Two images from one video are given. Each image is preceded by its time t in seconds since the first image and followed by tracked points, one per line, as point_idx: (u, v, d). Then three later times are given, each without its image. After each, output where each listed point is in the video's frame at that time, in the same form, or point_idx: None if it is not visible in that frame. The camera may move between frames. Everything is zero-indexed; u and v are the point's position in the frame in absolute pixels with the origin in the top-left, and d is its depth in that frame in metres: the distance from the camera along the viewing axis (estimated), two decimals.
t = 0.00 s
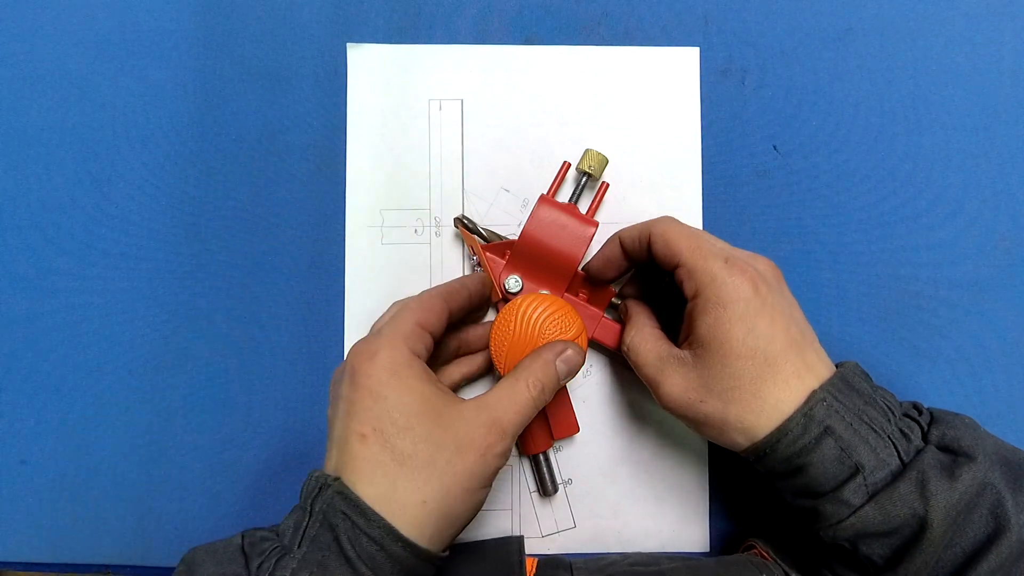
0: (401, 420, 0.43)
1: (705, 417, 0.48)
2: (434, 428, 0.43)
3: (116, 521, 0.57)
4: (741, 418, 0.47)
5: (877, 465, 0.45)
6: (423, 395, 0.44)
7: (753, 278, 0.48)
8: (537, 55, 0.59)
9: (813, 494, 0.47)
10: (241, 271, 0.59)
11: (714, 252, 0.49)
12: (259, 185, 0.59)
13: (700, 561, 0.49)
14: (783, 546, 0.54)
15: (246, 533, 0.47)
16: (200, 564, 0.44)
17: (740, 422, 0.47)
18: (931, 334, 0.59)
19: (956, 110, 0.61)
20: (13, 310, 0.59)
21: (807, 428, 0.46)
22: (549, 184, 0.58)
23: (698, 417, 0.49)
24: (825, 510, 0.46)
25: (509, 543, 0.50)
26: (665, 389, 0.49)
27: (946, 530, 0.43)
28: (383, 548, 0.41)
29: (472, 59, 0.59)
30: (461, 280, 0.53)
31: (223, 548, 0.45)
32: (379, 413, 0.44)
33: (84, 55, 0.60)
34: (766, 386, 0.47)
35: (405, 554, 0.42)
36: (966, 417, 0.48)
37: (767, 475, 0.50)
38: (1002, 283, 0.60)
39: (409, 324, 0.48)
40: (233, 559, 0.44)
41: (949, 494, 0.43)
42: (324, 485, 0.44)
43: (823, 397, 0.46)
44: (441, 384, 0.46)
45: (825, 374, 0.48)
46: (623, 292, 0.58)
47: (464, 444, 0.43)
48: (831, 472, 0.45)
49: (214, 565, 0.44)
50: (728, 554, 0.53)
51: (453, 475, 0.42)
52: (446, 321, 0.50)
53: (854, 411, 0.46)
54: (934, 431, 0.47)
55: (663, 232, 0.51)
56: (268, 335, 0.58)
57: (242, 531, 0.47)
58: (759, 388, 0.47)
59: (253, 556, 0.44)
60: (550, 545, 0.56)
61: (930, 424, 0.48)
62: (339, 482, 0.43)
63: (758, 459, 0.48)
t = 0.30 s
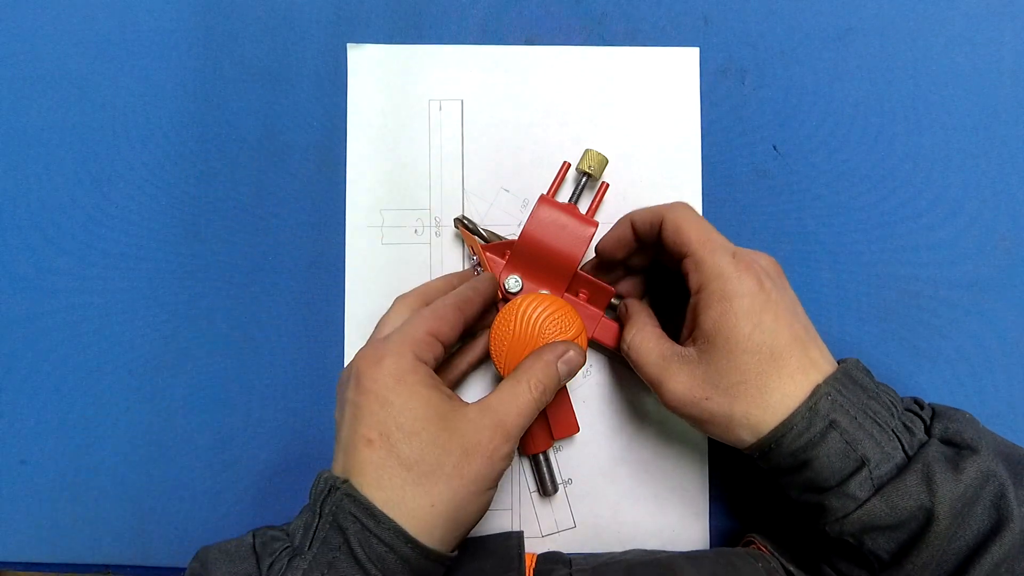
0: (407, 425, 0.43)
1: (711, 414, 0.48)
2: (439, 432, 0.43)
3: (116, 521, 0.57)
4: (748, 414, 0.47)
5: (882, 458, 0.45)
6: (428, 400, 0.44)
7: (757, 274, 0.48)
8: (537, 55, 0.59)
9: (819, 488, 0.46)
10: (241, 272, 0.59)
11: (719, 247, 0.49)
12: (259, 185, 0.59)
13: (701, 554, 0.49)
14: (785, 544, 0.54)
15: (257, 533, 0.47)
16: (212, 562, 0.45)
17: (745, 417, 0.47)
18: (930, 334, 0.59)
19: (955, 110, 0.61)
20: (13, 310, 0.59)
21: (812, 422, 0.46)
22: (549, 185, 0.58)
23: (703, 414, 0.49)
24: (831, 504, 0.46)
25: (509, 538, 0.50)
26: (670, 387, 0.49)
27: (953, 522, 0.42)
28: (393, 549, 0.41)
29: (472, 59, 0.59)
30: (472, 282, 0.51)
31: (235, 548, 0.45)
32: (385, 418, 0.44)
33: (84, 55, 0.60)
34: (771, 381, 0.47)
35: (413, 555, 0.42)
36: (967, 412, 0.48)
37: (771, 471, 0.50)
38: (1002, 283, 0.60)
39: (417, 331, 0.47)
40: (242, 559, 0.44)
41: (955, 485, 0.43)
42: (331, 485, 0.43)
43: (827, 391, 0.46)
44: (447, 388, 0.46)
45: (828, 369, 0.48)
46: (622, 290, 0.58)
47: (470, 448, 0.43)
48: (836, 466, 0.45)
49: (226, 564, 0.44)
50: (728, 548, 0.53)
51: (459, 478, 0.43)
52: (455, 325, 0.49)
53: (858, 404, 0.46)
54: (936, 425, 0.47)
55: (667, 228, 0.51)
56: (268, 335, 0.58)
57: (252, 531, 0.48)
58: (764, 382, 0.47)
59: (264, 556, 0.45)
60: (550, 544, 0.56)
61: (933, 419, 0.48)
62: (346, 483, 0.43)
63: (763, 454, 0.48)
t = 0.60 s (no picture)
0: (409, 426, 0.43)
1: (711, 412, 0.48)
2: (442, 433, 0.43)
3: (116, 521, 0.57)
4: (748, 412, 0.47)
5: (882, 457, 0.45)
6: (432, 401, 0.44)
7: (758, 273, 0.48)
8: (537, 55, 0.59)
9: (819, 487, 0.46)
10: (241, 272, 0.59)
11: (719, 246, 0.49)
12: (259, 185, 0.59)
13: (699, 553, 0.49)
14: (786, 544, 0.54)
15: (258, 530, 0.47)
16: (212, 561, 0.45)
17: (745, 415, 0.47)
18: (931, 334, 0.59)
19: (955, 110, 0.61)
20: (13, 310, 0.59)
21: (812, 420, 0.46)
22: (549, 185, 0.58)
23: (704, 412, 0.49)
24: (832, 503, 0.46)
25: (508, 537, 0.50)
26: (671, 385, 0.49)
27: (954, 521, 0.42)
28: (394, 549, 0.41)
29: (472, 59, 0.59)
30: (477, 283, 0.51)
31: (235, 546, 0.46)
32: (388, 418, 0.44)
33: (85, 55, 0.60)
34: (772, 379, 0.47)
35: (413, 555, 0.42)
36: (967, 411, 0.48)
37: (771, 470, 0.50)
38: (1002, 283, 0.60)
39: (422, 331, 0.47)
40: (244, 558, 0.45)
41: (955, 483, 0.42)
42: (332, 484, 0.44)
43: (828, 389, 0.46)
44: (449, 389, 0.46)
45: (829, 368, 0.48)
46: (622, 289, 0.57)
47: (472, 449, 0.43)
48: (837, 464, 0.45)
49: (226, 562, 0.45)
50: (726, 546, 0.53)
51: (461, 479, 0.42)
52: (459, 325, 0.49)
53: (858, 403, 0.47)
54: (936, 423, 0.47)
55: (666, 227, 0.51)
56: (268, 335, 0.58)
57: (253, 528, 0.48)
58: (765, 380, 0.47)
59: (264, 555, 0.45)
60: (550, 544, 0.56)
61: (933, 418, 0.48)
62: (348, 482, 0.43)
63: (763, 452, 0.48)
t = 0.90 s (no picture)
0: (415, 432, 0.43)
1: (711, 413, 0.48)
2: (447, 439, 0.43)
3: (116, 521, 0.57)
4: (748, 413, 0.47)
5: (882, 456, 0.45)
6: (436, 406, 0.44)
7: (757, 273, 0.48)
8: (537, 55, 0.59)
9: (820, 486, 0.46)
10: (241, 271, 0.59)
11: (717, 247, 0.49)
12: (259, 185, 0.59)
13: (700, 553, 0.49)
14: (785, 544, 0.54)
15: (263, 533, 0.47)
16: (219, 564, 0.44)
17: (746, 416, 0.47)
18: (930, 334, 0.59)
19: (955, 110, 0.61)
20: (13, 310, 0.59)
21: (813, 420, 0.46)
22: (549, 185, 0.58)
23: (704, 413, 0.49)
24: (832, 503, 0.46)
25: (509, 537, 0.50)
26: (671, 386, 0.49)
27: (954, 520, 0.42)
28: (399, 554, 0.42)
29: (472, 59, 0.59)
30: (476, 280, 0.51)
31: (242, 549, 0.45)
32: (393, 424, 0.44)
33: (84, 55, 0.60)
34: (772, 379, 0.47)
35: (419, 561, 0.42)
36: (967, 410, 0.48)
37: (771, 470, 0.50)
38: (1002, 283, 0.60)
39: (425, 334, 0.47)
40: (250, 561, 0.44)
41: (955, 482, 0.42)
42: (338, 489, 0.44)
43: (828, 389, 0.46)
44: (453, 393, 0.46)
45: (828, 368, 0.48)
46: (621, 289, 0.57)
47: (477, 454, 0.43)
48: (837, 463, 0.45)
49: (233, 566, 0.44)
50: (727, 546, 0.52)
51: (466, 485, 0.42)
52: (461, 325, 0.49)
53: (859, 402, 0.47)
54: (936, 422, 0.47)
55: (665, 229, 0.51)
56: (268, 334, 0.58)
57: (258, 532, 0.47)
58: (765, 381, 0.47)
59: (270, 559, 0.44)
60: (550, 544, 0.56)
61: (932, 417, 0.48)
62: (354, 488, 0.43)
63: (764, 452, 0.48)
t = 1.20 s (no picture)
0: (416, 434, 0.43)
1: (712, 412, 0.48)
2: (449, 440, 0.43)
3: (116, 521, 0.57)
4: (749, 412, 0.47)
5: (883, 454, 0.45)
6: (439, 408, 0.44)
7: (757, 272, 0.48)
8: (537, 55, 0.59)
9: (821, 485, 0.46)
10: (242, 272, 0.59)
11: (717, 247, 0.49)
12: (259, 185, 0.59)
13: (700, 553, 0.49)
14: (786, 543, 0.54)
15: (266, 534, 0.47)
16: (222, 564, 0.45)
17: (747, 415, 0.47)
18: (930, 334, 0.59)
19: (955, 110, 0.61)
20: (13, 310, 0.59)
21: (813, 419, 0.46)
22: (548, 185, 0.58)
23: (704, 412, 0.49)
24: (833, 501, 0.46)
25: (508, 537, 0.50)
26: (672, 386, 0.49)
27: (954, 518, 0.42)
28: (400, 555, 0.41)
29: (472, 59, 0.59)
30: (476, 280, 0.51)
31: (245, 549, 0.45)
32: (395, 426, 0.44)
33: (85, 55, 0.60)
34: (772, 378, 0.47)
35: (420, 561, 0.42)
36: (967, 410, 0.48)
37: (771, 469, 0.50)
38: (1002, 283, 0.60)
39: (426, 334, 0.47)
40: (252, 561, 0.44)
41: (956, 480, 0.42)
42: (340, 489, 0.44)
43: (829, 387, 0.46)
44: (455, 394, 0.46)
45: (829, 367, 0.48)
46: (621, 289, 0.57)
47: (478, 456, 0.43)
48: (838, 462, 0.45)
49: (236, 566, 0.44)
50: (727, 547, 0.52)
51: (468, 487, 0.42)
52: (462, 326, 0.49)
53: (859, 401, 0.47)
54: (936, 421, 0.47)
55: (664, 229, 0.51)
56: (268, 334, 0.58)
57: (261, 532, 0.47)
58: (766, 380, 0.47)
59: (274, 559, 0.44)
60: (550, 545, 0.56)
61: (932, 415, 0.48)
62: (356, 488, 0.43)
63: (765, 451, 0.48)
